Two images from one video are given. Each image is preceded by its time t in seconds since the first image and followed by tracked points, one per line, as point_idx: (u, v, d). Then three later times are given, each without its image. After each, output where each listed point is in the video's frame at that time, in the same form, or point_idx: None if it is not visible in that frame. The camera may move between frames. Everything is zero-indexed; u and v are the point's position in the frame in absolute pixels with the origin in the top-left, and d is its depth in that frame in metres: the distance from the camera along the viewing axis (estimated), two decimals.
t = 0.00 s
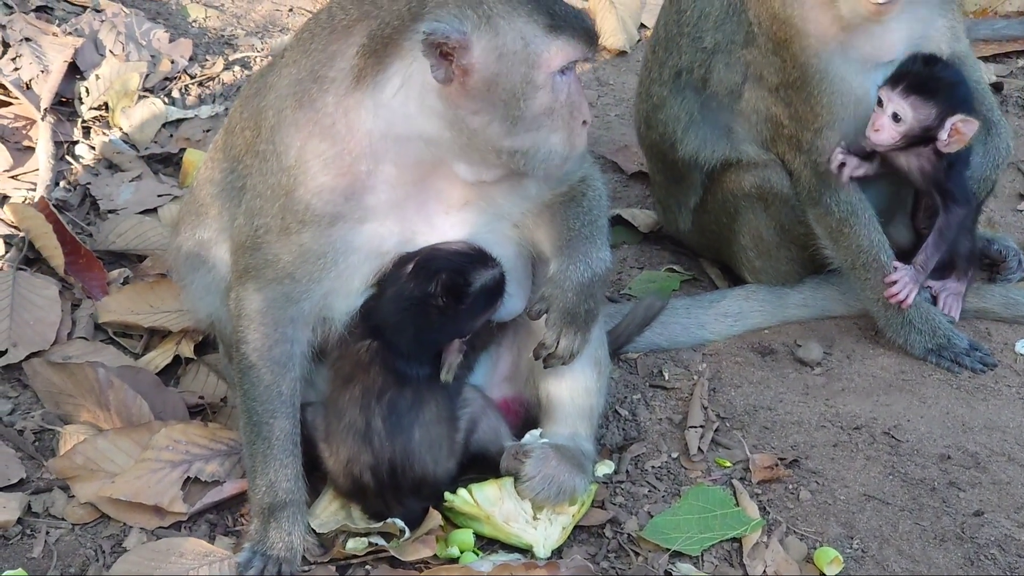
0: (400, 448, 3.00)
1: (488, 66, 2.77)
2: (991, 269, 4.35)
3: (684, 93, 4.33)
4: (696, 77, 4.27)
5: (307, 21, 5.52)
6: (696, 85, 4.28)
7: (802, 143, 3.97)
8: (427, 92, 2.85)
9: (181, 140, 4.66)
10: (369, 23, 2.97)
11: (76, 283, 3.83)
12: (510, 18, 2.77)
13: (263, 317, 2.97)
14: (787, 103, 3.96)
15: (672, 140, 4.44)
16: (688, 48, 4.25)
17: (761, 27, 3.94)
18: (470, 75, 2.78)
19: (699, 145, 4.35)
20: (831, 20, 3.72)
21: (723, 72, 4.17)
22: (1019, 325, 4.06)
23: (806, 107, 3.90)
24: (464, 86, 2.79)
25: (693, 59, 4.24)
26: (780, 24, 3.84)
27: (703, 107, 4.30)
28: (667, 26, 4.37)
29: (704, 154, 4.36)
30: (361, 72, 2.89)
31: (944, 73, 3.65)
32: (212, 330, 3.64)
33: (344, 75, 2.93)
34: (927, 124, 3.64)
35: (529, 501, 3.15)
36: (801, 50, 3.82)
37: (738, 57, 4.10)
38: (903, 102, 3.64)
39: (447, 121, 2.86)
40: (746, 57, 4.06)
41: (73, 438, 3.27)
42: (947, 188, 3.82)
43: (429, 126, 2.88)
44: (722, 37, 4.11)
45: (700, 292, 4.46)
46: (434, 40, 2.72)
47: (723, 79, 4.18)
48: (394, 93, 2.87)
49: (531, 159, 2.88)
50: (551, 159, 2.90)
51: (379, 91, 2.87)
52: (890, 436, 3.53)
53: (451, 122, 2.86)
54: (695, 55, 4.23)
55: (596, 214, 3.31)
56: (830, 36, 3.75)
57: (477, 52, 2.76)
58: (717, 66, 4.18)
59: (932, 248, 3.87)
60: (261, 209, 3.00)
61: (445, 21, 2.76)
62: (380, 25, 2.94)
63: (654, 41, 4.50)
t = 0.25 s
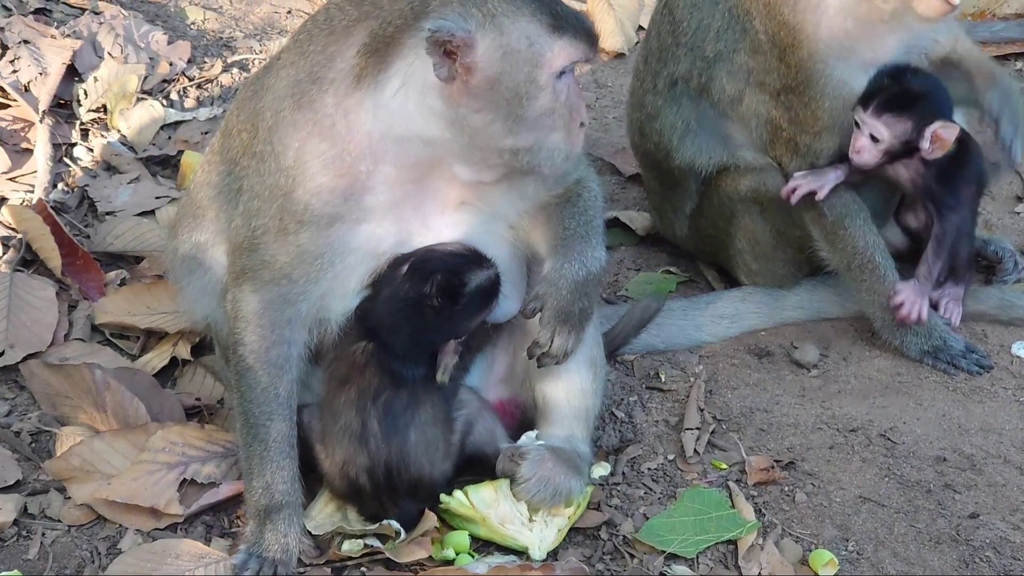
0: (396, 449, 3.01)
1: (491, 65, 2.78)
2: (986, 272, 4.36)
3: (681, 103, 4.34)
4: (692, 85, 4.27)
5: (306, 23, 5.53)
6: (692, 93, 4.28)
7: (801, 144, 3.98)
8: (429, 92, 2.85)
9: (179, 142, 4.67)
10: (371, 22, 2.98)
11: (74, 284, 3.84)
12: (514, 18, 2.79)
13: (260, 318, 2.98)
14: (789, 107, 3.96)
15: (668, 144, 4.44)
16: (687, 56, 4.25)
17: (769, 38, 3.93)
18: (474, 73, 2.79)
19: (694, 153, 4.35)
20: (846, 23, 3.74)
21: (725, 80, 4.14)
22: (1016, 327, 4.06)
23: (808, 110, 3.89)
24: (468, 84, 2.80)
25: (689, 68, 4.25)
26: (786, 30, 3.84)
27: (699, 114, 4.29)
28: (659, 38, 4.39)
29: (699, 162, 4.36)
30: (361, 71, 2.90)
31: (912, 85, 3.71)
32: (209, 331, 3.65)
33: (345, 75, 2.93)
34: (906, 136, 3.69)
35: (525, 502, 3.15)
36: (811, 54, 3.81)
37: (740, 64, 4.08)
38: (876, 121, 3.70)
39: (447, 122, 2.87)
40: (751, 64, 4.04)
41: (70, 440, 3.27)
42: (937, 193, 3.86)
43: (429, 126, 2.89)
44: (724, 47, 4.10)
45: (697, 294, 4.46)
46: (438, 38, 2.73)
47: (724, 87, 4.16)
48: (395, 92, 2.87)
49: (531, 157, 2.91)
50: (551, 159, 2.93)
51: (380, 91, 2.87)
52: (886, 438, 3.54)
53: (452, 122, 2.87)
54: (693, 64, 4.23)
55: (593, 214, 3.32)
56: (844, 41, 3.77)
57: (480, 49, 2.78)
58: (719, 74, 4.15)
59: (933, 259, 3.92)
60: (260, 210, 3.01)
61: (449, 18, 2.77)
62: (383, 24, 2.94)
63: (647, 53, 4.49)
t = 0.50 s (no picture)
0: (392, 449, 3.01)
1: (485, 68, 2.77)
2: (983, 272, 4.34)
3: (681, 102, 4.33)
4: (694, 86, 4.27)
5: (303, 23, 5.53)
6: (693, 93, 4.28)
7: (804, 144, 3.98)
8: (426, 91, 2.85)
9: (176, 141, 4.67)
10: (373, 21, 2.98)
11: (71, 284, 3.85)
12: (512, 21, 2.77)
13: (258, 318, 2.98)
14: (793, 108, 3.98)
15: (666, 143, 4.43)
16: (688, 58, 4.26)
17: (778, 39, 3.94)
18: (468, 75, 2.79)
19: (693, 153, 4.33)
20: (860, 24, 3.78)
21: (730, 81, 4.16)
22: (1012, 327, 4.06)
23: (814, 110, 3.91)
24: (462, 85, 2.80)
25: (693, 68, 4.25)
26: (797, 30, 3.85)
27: (699, 116, 4.29)
28: (658, 39, 4.40)
29: (698, 161, 4.34)
30: (362, 68, 2.90)
31: (899, 98, 3.78)
32: (205, 331, 3.65)
33: (346, 73, 2.93)
34: (893, 151, 3.76)
35: (522, 502, 3.16)
36: (822, 55, 3.82)
37: (745, 66, 4.09)
38: (863, 134, 3.77)
39: (444, 123, 2.88)
40: (758, 65, 4.05)
41: (66, 440, 3.28)
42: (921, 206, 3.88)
43: (428, 127, 2.90)
44: (729, 48, 4.12)
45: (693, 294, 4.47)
46: (434, 36, 2.72)
47: (730, 87, 4.16)
48: (394, 92, 2.88)
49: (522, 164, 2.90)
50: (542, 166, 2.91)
51: (380, 89, 2.88)
52: (882, 438, 3.54)
53: (450, 122, 2.86)
54: (697, 66, 4.23)
55: (589, 213, 3.34)
56: (857, 41, 3.81)
57: (476, 51, 2.77)
58: (724, 75, 4.16)
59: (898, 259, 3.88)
60: (258, 209, 3.00)
61: (448, 17, 2.76)
62: (385, 21, 2.94)
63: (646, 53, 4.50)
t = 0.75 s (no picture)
0: (389, 451, 3.01)
1: (478, 79, 2.78)
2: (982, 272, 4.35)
3: (681, 105, 4.33)
4: (694, 89, 4.27)
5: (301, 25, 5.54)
6: (694, 96, 4.28)
7: (802, 146, 4.01)
8: (421, 96, 2.86)
9: (174, 143, 4.68)
10: (371, 23, 2.97)
11: (69, 286, 3.85)
12: (509, 34, 2.76)
13: (255, 320, 2.98)
14: (794, 109, 3.99)
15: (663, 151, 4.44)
16: (690, 61, 4.26)
17: (780, 42, 3.95)
18: (460, 83, 2.79)
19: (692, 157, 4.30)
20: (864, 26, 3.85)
21: (732, 84, 4.17)
22: (1010, 329, 4.06)
23: (811, 113, 3.95)
24: (454, 92, 2.81)
25: (693, 71, 4.25)
26: (800, 34, 3.86)
27: (700, 119, 4.27)
28: (658, 42, 4.41)
29: (697, 163, 4.32)
30: (359, 69, 2.90)
31: (882, 89, 3.81)
32: (203, 333, 3.65)
33: (342, 75, 2.92)
34: (869, 141, 3.77)
35: (518, 504, 3.16)
36: (824, 59, 3.86)
37: (747, 69, 4.11)
38: (841, 123, 3.81)
39: (439, 128, 2.88)
40: (760, 67, 4.06)
41: (63, 442, 3.28)
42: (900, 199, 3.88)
43: (423, 132, 2.90)
44: (732, 50, 4.13)
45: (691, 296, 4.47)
46: (429, 41, 2.73)
47: (732, 89, 4.17)
48: (390, 94, 2.88)
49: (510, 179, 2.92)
50: (530, 181, 2.93)
51: (376, 92, 2.88)
52: (880, 440, 3.54)
53: (445, 124, 2.86)
54: (698, 67, 4.24)
55: (586, 216, 3.35)
56: (860, 45, 3.87)
57: (470, 61, 2.77)
58: (726, 77, 4.17)
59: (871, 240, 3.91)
60: (254, 211, 3.00)
61: (444, 23, 2.75)
62: (384, 23, 2.94)
63: (646, 54, 4.51)
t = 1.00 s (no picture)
0: (387, 450, 3.01)
1: (473, 87, 2.78)
2: (978, 273, 4.34)
3: (682, 104, 4.35)
4: (696, 88, 4.30)
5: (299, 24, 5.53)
6: (695, 95, 4.31)
7: (801, 146, 4.01)
8: (417, 100, 2.87)
9: (171, 143, 4.68)
10: (371, 25, 2.96)
11: (66, 286, 3.85)
12: (506, 46, 2.76)
13: (253, 319, 2.98)
14: (793, 109, 3.99)
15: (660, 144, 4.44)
16: (692, 60, 4.28)
17: (782, 43, 3.96)
18: (455, 90, 2.79)
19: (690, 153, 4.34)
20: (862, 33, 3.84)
21: (734, 84, 4.18)
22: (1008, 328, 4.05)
23: (810, 111, 3.93)
24: (448, 98, 2.81)
25: (695, 71, 4.28)
26: (801, 35, 3.87)
27: (699, 118, 4.31)
28: (659, 41, 4.43)
29: (696, 164, 4.34)
30: (356, 70, 2.90)
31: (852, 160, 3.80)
32: (200, 332, 3.65)
33: (339, 75, 2.92)
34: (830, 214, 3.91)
35: (516, 503, 3.16)
36: (825, 60, 3.85)
37: (749, 69, 4.12)
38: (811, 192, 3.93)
39: (436, 130, 2.88)
40: (761, 68, 4.07)
41: (61, 441, 3.28)
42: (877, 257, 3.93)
43: (419, 134, 2.90)
44: (733, 51, 4.14)
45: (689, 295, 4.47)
46: (426, 47, 2.72)
47: (733, 90, 4.19)
48: (387, 96, 2.89)
49: (500, 190, 2.92)
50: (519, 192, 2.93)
51: (374, 92, 2.89)
52: (877, 439, 3.55)
53: (442, 125, 2.86)
54: (699, 67, 4.26)
55: (583, 215, 3.36)
56: (860, 47, 3.85)
57: (467, 69, 2.77)
58: (729, 76, 4.19)
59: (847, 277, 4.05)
60: (251, 211, 3.01)
61: (441, 30, 2.74)
62: (384, 24, 2.93)
63: (647, 54, 4.52)
